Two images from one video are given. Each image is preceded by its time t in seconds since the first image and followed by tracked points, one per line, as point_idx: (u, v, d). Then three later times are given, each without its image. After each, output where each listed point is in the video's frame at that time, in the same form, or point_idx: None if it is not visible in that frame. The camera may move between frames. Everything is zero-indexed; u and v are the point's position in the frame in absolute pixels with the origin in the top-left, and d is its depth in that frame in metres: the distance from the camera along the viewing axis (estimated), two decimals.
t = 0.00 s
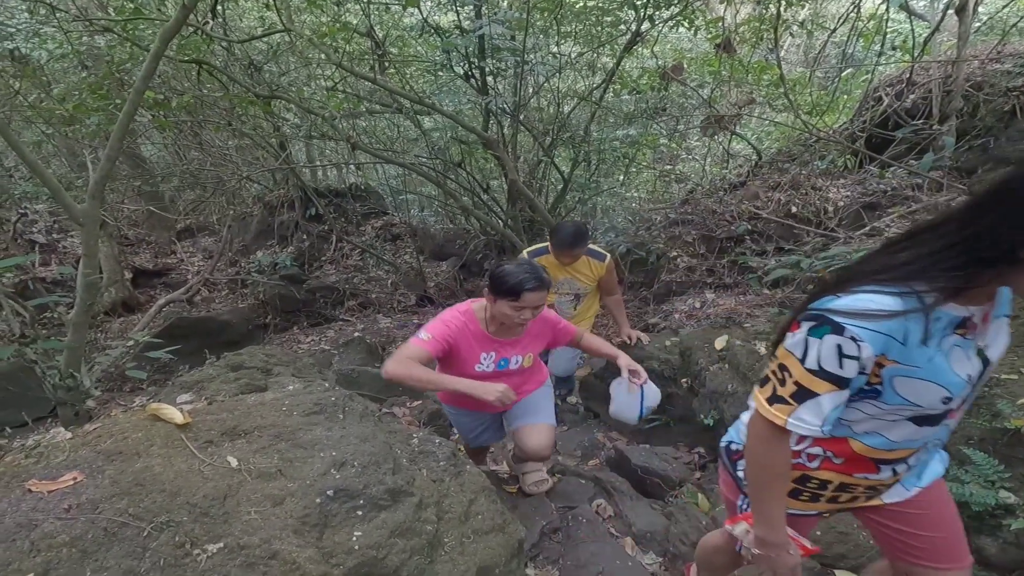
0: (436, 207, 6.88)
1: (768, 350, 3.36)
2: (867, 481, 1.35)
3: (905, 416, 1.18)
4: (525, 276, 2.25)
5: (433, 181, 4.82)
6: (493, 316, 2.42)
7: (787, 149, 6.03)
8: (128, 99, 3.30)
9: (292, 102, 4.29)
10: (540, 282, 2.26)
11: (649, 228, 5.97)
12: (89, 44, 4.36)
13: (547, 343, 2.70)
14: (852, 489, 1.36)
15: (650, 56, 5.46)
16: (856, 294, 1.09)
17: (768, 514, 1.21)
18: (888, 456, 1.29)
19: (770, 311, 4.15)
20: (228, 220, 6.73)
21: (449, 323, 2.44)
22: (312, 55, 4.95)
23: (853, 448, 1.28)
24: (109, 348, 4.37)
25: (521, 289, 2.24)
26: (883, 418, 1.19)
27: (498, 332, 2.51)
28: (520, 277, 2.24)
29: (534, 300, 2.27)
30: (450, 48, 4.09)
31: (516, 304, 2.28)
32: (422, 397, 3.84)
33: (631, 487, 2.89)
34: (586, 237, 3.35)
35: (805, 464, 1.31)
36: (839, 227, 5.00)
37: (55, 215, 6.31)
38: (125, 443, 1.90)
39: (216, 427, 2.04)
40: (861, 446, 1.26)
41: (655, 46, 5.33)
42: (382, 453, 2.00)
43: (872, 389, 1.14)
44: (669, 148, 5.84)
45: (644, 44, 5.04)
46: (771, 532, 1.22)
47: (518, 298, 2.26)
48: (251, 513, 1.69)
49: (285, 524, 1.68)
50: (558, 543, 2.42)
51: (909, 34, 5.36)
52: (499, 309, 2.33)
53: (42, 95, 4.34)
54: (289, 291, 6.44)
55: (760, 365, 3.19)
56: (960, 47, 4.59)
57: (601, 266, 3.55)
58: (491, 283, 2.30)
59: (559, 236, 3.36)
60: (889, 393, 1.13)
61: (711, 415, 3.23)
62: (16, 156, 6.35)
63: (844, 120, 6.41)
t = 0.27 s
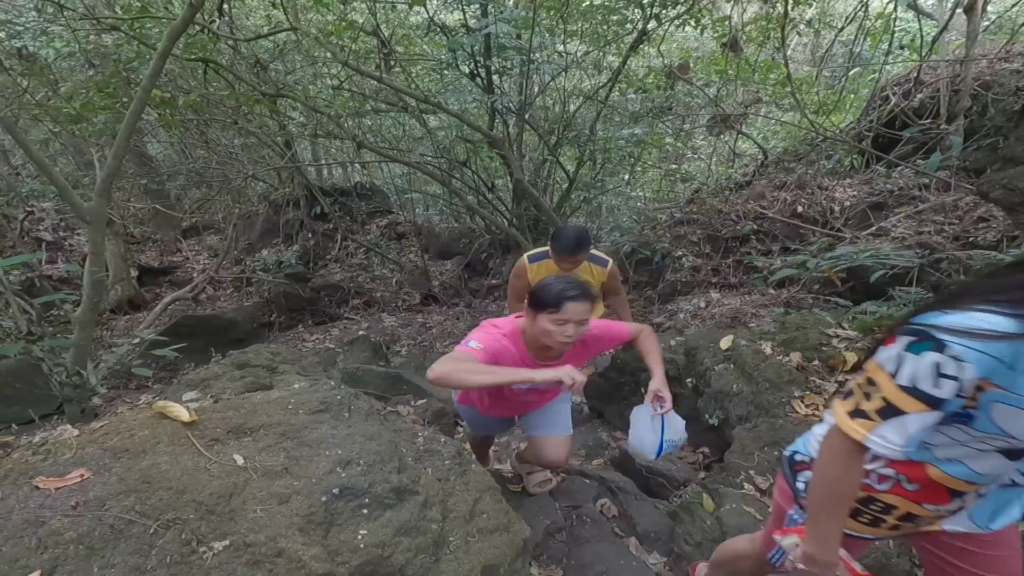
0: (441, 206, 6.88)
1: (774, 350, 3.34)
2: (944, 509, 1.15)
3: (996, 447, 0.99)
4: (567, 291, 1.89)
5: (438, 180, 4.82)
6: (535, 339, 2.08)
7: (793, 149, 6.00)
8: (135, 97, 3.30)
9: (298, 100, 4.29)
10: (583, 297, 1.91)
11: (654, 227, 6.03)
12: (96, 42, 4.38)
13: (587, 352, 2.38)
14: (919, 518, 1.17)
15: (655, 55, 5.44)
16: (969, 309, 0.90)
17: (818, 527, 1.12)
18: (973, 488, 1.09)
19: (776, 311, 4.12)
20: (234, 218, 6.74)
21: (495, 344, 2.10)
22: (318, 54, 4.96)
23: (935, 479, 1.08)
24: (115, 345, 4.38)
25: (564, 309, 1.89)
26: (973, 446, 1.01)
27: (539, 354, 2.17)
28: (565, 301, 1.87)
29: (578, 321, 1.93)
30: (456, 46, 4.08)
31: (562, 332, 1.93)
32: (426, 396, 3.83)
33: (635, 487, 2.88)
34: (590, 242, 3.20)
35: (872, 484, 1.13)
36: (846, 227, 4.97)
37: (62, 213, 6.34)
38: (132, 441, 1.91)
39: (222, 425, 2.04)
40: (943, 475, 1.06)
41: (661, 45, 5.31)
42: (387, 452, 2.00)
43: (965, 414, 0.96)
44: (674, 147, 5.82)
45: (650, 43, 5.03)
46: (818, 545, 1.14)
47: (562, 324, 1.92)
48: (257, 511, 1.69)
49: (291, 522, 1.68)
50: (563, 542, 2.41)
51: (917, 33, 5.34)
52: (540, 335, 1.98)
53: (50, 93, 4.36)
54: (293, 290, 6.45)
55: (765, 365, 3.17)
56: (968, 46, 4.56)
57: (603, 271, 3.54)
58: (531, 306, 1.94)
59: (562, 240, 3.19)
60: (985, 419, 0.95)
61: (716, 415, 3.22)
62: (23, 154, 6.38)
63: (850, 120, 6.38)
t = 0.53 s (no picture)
0: (436, 209, 6.88)
1: (769, 351, 3.35)
2: None
3: None
4: (621, 274, 1.84)
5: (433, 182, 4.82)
6: (577, 329, 2.02)
7: (787, 150, 6.03)
8: (129, 100, 3.30)
9: (292, 103, 4.29)
10: (638, 281, 1.85)
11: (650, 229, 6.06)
12: (90, 44, 4.37)
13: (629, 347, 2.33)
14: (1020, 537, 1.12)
15: (650, 57, 5.45)
16: None
17: (907, 536, 1.05)
18: None
19: (771, 312, 4.14)
20: (228, 220, 6.73)
21: (518, 336, 2.04)
22: (312, 56, 4.96)
23: None
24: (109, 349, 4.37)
25: (619, 293, 1.83)
26: None
27: (579, 346, 2.11)
28: (622, 284, 1.83)
29: (632, 307, 1.87)
30: (450, 48, 4.09)
31: (614, 319, 1.88)
32: (422, 398, 3.83)
33: (631, 488, 2.88)
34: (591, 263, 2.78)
35: (975, 496, 1.10)
36: (840, 228, 4.99)
37: (56, 216, 6.32)
38: (125, 445, 1.90)
39: (216, 428, 2.04)
40: None
41: (656, 47, 5.32)
42: (382, 454, 2.00)
43: None
44: (669, 149, 5.83)
45: (644, 45, 5.04)
46: (908, 557, 1.06)
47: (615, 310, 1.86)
48: (251, 514, 1.69)
49: (286, 526, 1.67)
50: (559, 543, 2.41)
51: (908, 35, 5.37)
52: (590, 321, 1.91)
53: (43, 96, 4.35)
54: (289, 292, 6.44)
55: (760, 366, 3.17)
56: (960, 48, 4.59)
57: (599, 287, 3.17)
58: (578, 286, 1.89)
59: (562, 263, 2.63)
60: None
61: (712, 416, 3.22)
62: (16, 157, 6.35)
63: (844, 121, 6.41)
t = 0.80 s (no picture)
0: (440, 211, 6.89)
1: (772, 354, 3.34)
2: None
3: None
4: (652, 260, 1.79)
5: (436, 184, 4.83)
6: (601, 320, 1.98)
7: (790, 153, 6.02)
8: (133, 102, 3.31)
9: (296, 105, 4.30)
10: (671, 269, 1.80)
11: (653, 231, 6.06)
12: (95, 47, 4.38)
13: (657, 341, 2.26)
14: None
15: (653, 60, 5.45)
16: None
17: (932, 520, 1.13)
18: None
19: (773, 315, 4.13)
20: (232, 222, 6.75)
21: (529, 322, 2.02)
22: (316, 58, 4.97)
23: None
24: (112, 351, 4.38)
25: (649, 281, 1.78)
26: None
27: (601, 337, 2.07)
28: (654, 273, 1.78)
29: (664, 295, 1.82)
30: (454, 51, 4.10)
31: (641, 307, 1.84)
32: (424, 400, 3.83)
33: (632, 491, 2.87)
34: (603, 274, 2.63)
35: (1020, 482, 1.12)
36: (843, 231, 4.98)
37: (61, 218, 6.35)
38: (126, 447, 1.91)
39: (217, 431, 2.04)
40: None
41: (659, 50, 5.32)
42: (383, 457, 2.00)
43: None
44: (672, 152, 5.82)
45: (647, 47, 5.04)
46: (926, 542, 1.12)
47: (643, 298, 1.82)
48: (251, 518, 1.69)
49: (286, 529, 1.67)
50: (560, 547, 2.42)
51: (912, 38, 5.36)
52: (614, 310, 1.87)
53: (48, 98, 4.37)
54: (292, 294, 6.46)
55: (763, 369, 3.16)
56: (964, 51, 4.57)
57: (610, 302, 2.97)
58: (604, 272, 1.85)
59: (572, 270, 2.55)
60: None
61: (714, 420, 3.20)
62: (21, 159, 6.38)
63: (847, 124, 6.40)
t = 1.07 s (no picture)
0: (445, 210, 6.89)
1: (777, 355, 3.34)
2: None
3: None
4: (680, 240, 1.48)
5: (442, 183, 4.84)
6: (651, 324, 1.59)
7: (798, 153, 5.99)
8: (141, 101, 3.32)
9: (303, 104, 4.31)
10: (706, 247, 1.48)
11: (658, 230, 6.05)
12: (103, 46, 4.40)
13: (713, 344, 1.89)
14: None
15: (660, 59, 5.43)
16: None
17: (963, 529, 1.15)
18: None
19: (779, 315, 4.11)
20: (239, 220, 6.77)
21: (570, 342, 1.60)
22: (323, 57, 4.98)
23: None
24: (119, 348, 4.40)
25: (682, 265, 1.46)
26: None
27: (653, 346, 1.68)
28: (683, 257, 1.46)
29: (704, 281, 1.47)
30: (460, 50, 4.09)
31: (680, 299, 1.49)
32: (428, 399, 3.84)
33: (636, 491, 2.87)
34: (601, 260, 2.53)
35: None
36: (850, 231, 4.95)
37: (69, 215, 6.39)
38: (132, 444, 1.92)
39: (221, 428, 2.05)
40: None
41: (666, 49, 5.31)
42: (386, 456, 2.00)
43: None
44: (678, 151, 5.80)
45: (654, 46, 5.02)
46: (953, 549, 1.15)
47: (679, 292, 1.49)
48: (255, 515, 1.70)
49: (289, 526, 1.68)
50: (563, 547, 2.42)
51: (922, 37, 5.32)
52: (654, 308, 1.52)
53: (57, 96, 4.40)
54: (297, 292, 6.49)
55: (768, 370, 3.15)
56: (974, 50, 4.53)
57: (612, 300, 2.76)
58: (630, 266, 1.54)
59: (567, 257, 2.55)
60: None
61: (719, 420, 3.16)
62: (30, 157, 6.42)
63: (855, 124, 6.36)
